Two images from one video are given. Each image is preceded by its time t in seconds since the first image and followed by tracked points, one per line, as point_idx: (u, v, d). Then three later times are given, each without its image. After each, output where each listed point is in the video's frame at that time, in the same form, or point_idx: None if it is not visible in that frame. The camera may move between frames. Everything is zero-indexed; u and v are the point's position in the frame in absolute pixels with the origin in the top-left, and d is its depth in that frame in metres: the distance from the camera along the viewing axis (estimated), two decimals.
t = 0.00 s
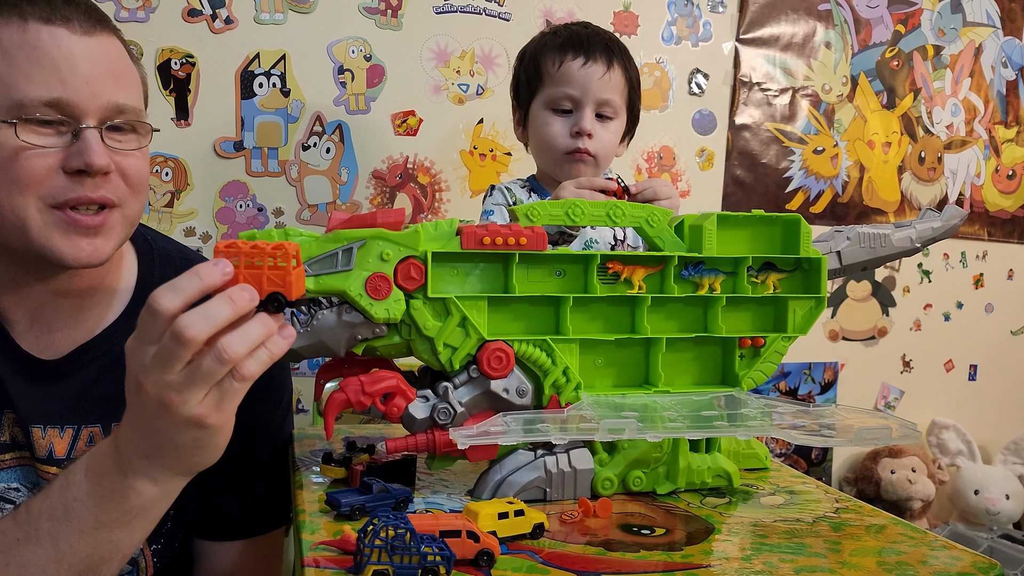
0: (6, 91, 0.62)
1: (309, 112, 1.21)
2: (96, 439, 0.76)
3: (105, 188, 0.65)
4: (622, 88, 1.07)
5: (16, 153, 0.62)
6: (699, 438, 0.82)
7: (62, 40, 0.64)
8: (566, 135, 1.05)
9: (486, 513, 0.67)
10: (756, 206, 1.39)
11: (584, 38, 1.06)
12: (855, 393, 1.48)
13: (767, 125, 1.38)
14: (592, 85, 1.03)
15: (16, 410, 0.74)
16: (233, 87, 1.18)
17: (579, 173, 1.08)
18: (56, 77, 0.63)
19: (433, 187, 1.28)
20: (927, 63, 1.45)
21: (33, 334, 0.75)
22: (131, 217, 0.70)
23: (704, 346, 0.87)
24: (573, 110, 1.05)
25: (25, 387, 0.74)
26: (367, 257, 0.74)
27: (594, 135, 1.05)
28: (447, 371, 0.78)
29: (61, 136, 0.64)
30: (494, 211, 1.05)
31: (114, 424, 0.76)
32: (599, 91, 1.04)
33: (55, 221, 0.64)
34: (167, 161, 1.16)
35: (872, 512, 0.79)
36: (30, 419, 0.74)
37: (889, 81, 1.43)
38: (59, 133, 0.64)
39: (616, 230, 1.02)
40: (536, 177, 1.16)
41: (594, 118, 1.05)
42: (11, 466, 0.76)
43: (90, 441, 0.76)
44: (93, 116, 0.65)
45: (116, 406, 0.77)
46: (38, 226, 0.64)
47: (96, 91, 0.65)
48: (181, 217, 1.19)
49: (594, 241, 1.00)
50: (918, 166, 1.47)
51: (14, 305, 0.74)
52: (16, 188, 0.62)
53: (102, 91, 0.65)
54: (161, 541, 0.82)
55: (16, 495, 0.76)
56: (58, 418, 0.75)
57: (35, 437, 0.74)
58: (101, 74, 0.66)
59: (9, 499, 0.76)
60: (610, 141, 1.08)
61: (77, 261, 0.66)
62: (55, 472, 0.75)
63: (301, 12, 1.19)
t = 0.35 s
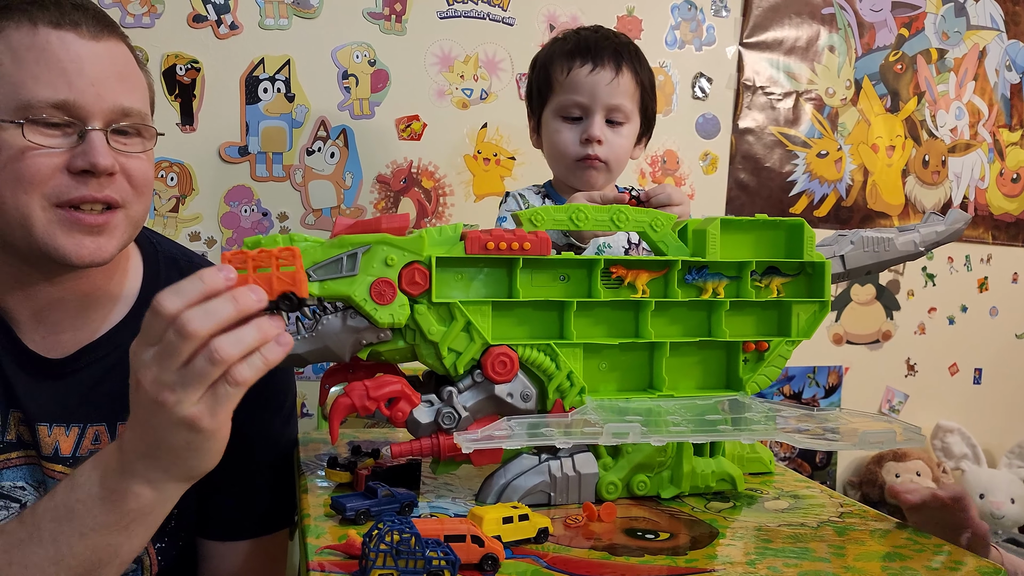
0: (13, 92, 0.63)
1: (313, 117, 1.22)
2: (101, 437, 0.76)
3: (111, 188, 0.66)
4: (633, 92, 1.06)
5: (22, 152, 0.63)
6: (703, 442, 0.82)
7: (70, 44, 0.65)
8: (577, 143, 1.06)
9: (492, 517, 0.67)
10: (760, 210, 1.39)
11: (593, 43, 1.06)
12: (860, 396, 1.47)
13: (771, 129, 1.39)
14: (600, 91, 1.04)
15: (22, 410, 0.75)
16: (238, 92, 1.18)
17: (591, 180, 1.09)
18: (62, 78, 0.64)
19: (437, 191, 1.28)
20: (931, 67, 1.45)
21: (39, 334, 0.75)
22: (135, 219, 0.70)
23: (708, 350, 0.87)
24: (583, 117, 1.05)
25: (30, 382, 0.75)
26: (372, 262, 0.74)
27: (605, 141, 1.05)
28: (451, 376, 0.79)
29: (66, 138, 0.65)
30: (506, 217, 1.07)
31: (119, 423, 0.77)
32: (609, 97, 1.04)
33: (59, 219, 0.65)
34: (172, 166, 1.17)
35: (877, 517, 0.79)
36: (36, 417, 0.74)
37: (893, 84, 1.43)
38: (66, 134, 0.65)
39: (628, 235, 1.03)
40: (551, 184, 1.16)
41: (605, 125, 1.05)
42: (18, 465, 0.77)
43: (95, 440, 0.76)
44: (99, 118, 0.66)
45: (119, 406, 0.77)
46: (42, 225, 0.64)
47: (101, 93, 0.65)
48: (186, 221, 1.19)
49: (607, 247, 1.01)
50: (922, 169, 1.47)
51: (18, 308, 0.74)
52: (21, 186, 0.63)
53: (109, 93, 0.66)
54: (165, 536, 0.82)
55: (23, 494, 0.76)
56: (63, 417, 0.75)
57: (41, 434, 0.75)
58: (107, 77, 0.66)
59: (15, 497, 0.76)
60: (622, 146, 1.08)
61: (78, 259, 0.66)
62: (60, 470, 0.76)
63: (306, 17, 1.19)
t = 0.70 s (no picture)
0: (18, 98, 0.64)
1: (318, 120, 1.22)
2: (106, 439, 0.77)
3: (114, 192, 0.66)
4: (634, 98, 1.07)
5: (27, 158, 0.63)
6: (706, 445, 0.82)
7: (73, 50, 0.65)
8: (578, 149, 1.06)
9: (497, 519, 0.68)
10: (764, 212, 1.39)
11: (595, 49, 1.06)
12: (865, 399, 1.47)
13: (775, 131, 1.39)
14: (602, 97, 1.04)
15: (27, 412, 0.75)
16: (243, 96, 1.19)
17: (593, 185, 1.09)
18: (66, 84, 0.64)
19: (441, 195, 1.28)
20: (934, 69, 1.45)
21: (45, 339, 0.75)
22: (139, 222, 0.70)
23: (712, 353, 0.87)
24: (584, 123, 1.05)
25: (35, 384, 0.75)
26: (377, 266, 0.74)
27: (605, 147, 1.06)
28: (456, 379, 0.79)
29: (71, 144, 0.65)
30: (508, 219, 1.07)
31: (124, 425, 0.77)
32: (609, 103, 1.05)
33: (63, 223, 0.65)
34: (178, 170, 1.18)
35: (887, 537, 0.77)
36: (42, 419, 0.74)
37: (896, 87, 1.43)
38: (69, 139, 0.65)
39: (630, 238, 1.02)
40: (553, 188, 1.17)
41: (605, 130, 1.06)
42: (25, 467, 0.77)
43: (100, 442, 0.77)
44: (103, 123, 0.66)
45: (124, 407, 0.77)
46: (46, 230, 0.65)
47: (105, 97, 0.66)
48: (191, 225, 1.20)
49: (609, 249, 1.00)
50: (926, 171, 1.47)
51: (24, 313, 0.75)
52: (26, 192, 0.64)
53: (112, 97, 0.66)
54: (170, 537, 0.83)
55: (28, 496, 0.76)
56: (68, 419, 0.75)
57: (47, 437, 0.75)
58: (110, 81, 0.67)
59: (21, 500, 0.76)
60: (623, 151, 1.08)
61: (83, 263, 0.66)
62: (65, 473, 0.76)
63: (310, 21, 1.20)
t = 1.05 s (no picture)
0: (9, 106, 0.63)
1: (319, 124, 1.22)
2: (104, 443, 0.77)
3: (111, 195, 0.67)
4: (624, 97, 1.06)
5: (21, 166, 0.63)
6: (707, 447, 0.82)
7: (62, 55, 0.65)
8: (570, 151, 1.07)
9: (497, 522, 0.68)
10: (766, 214, 1.39)
11: (581, 52, 1.06)
12: (867, 401, 1.47)
13: (776, 133, 1.39)
14: (591, 99, 1.04)
15: (26, 416, 0.75)
16: (244, 99, 1.19)
17: (587, 186, 1.10)
18: (57, 90, 0.64)
19: (442, 198, 1.29)
20: (936, 70, 1.45)
21: (43, 344, 0.76)
22: (138, 223, 0.71)
23: (713, 355, 0.87)
24: (576, 125, 1.05)
25: (34, 388, 0.75)
26: (377, 268, 0.74)
27: (598, 148, 1.06)
28: (456, 381, 0.79)
29: (64, 150, 0.65)
30: (502, 222, 1.07)
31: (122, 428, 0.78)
32: (599, 105, 1.04)
33: (62, 230, 0.65)
34: (179, 173, 1.18)
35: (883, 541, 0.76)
36: (39, 423, 0.75)
37: (898, 88, 1.43)
38: (63, 145, 0.65)
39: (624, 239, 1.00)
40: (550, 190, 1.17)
41: (597, 131, 1.06)
42: (24, 472, 0.77)
43: (99, 446, 0.77)
44: (96, 127, 0.66)
45: (121, 410, 0.78)
46: (46, 237, 0.65)
47: (96, 101, 0.66)
48: (192, 229, 1.20)
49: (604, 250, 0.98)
50: (928, 172, 1.46)
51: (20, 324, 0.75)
52: (24, 200, 0.64)
53: (104, 101, 0.66)
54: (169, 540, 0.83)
55: (27, 500, 0.77)
56: (67, 423, 0.76)
57: (45, 441, 0.75)
58: (100, 87, 0.67)
59: (20, 504, 0.76)
60: (616, 152, 1.08)
61: (87, 269, 0.67)
62: (63, 476, 0.76)
63: (311, 25, 1.20)
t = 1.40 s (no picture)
0: (27, 129, 0.63)
1: (324, 128, 1.23)
2: (108, 447, 0.77)
3: (130, 213, 0.68)
4: (623, 97, 1.06)
5: (42, 190, 0.64)
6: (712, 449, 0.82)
7: (76, 75, 0.65)
8: (571, 154, 1.07)
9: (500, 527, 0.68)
10: (771, 215, 1.39)
11: (579, 55, 1.07)
12: (873, 403, 1.46)
13: (781, 135, 1.38)
14: (590, 101, 1.04)
15: (30, 421, 0.76)
16: (250, 104, 1.20)
17: (589, 189, 1.09)
18: (74, 112, 0.64)
19: (447, 201, 1.29)
20: (941, 71, 1.44)
21: (45, 349, 0.76)
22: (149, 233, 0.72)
23: (718, 357, 0.87)
24: (575, 128, 1.06)
25: (36, 394, 0.75)
26: (382, 272, 0.75)
27: (598, 149, 1.06)
28: (461, 384, 0.79)
29: (83, 171, 0.65)
30: (503, 228, 1.07)
31: (126, 432, 0.78)
32: (599, 106, 1.05)
33: (83, 249, 0.66)
34: (185, 177, 1.19)
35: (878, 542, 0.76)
36: (44, 428, 0.75)
37: (903, 89, 1.43)
38: (82, 167, 0.65)
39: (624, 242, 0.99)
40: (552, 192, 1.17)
41: (597, 132, 1.06)
42: (28, 477, 0.77)
43: (102, 450, 0.77)
44: (112, 147, 0.67)
45: (125, 414, 0.78)
46: (68, 254, 0.66)
47: (111, 121, 0.66)
48: (199, 232, 1.21)
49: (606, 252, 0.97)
50: (934, 174, 1.46)
51: (28, 329, 0.76)
52: (44, 220, 0.64)
53: (117, 118, 0.67)
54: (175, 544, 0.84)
55: (33, 505, 0.78)
56: (70, 427, 0.76)
57: (49, 446, 0.75)
58: (113, 107, 0.66)
59: (25, 509, 0.77)
60: (617, 153, 1.08)
61: (107, 282, 0.68)
62: (69, 480, 0.77)
63: (316, 29, 1.21)
